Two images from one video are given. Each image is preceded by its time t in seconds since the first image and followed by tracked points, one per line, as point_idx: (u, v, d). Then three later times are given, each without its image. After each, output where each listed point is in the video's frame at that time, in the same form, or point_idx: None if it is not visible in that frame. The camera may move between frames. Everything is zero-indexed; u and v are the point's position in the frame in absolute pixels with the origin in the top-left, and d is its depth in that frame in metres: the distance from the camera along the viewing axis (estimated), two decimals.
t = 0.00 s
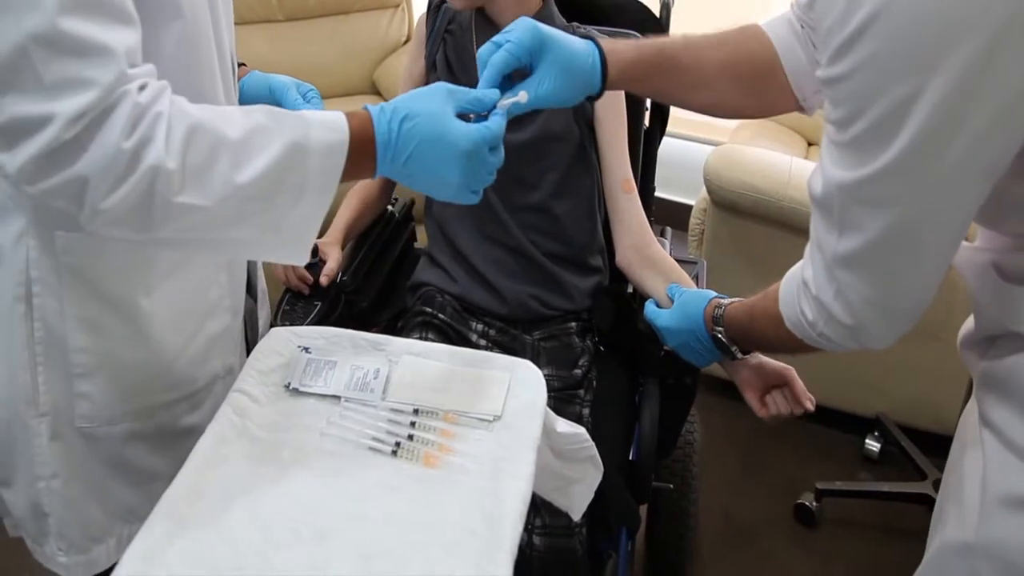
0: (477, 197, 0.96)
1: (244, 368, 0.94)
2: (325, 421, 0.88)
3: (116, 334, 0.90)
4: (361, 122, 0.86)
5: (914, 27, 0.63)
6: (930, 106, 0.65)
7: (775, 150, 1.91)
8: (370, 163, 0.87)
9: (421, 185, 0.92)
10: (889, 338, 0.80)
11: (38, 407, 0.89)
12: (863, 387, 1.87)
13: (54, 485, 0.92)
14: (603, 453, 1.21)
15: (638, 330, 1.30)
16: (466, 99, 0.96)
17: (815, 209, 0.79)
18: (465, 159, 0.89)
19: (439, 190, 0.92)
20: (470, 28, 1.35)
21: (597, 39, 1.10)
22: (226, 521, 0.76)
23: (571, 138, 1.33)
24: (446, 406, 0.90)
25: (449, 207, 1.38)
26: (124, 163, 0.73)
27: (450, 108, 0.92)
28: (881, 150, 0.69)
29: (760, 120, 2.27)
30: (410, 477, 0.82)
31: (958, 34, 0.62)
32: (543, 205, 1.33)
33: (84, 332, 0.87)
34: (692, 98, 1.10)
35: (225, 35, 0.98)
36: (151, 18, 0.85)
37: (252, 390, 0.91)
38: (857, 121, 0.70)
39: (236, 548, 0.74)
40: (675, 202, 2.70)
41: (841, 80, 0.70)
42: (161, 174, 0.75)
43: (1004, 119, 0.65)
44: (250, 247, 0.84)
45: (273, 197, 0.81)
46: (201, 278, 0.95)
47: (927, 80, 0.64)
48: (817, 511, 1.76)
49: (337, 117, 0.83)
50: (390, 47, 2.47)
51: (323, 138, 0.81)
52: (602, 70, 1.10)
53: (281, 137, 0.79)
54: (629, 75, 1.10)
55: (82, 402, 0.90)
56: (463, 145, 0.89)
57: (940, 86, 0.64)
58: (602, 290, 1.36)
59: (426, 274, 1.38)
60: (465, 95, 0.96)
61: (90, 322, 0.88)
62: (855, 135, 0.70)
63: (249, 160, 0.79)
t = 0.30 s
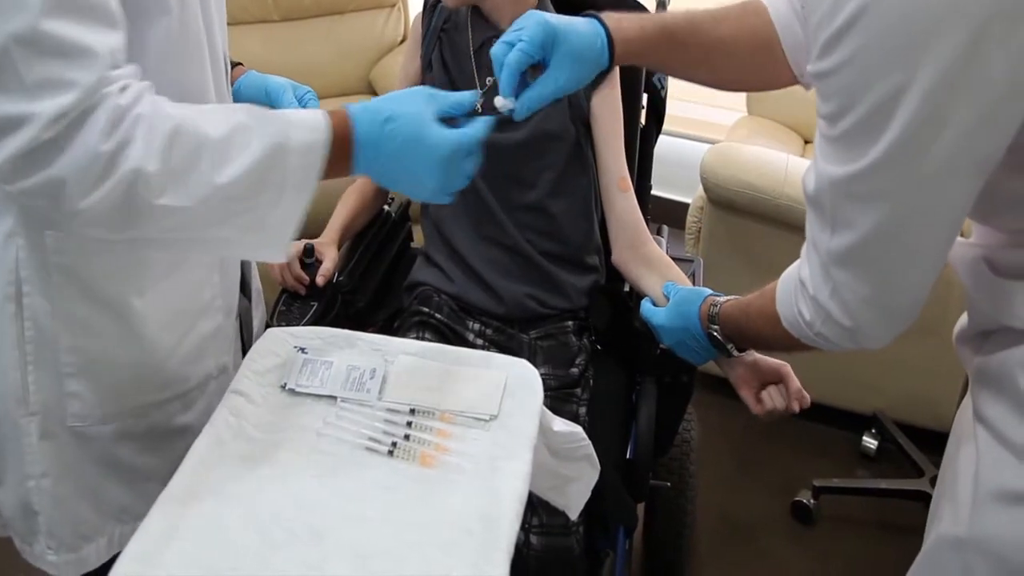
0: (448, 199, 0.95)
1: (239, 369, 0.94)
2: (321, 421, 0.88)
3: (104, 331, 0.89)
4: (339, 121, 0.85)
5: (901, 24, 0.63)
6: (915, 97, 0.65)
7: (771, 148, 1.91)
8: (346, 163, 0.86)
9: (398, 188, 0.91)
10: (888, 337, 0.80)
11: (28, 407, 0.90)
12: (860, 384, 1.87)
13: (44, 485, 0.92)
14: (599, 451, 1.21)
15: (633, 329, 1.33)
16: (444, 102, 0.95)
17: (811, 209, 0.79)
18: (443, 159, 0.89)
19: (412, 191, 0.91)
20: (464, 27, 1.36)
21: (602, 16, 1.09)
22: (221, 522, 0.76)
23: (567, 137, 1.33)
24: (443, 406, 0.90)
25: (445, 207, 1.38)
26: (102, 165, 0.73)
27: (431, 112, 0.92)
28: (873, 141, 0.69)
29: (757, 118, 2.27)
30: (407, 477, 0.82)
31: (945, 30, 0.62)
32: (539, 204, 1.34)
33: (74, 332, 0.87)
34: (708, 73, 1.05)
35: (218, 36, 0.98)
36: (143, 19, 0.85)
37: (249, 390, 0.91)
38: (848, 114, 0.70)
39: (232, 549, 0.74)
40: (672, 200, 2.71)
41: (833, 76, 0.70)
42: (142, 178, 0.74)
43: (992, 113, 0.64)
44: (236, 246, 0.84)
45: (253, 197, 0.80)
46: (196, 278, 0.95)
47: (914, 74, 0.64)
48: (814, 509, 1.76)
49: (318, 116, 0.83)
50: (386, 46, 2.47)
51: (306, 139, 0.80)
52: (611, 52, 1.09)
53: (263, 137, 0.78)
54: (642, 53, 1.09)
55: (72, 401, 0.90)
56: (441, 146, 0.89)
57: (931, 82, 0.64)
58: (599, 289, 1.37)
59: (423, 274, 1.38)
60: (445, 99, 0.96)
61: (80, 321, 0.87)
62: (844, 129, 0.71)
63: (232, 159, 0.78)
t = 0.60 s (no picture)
0: (302, 210, 0.95)
1: (233, 369, 0.94)
2: (316, 420, 0.88)
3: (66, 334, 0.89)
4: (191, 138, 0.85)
5: (874, 26, 0.63)
6: (886, 104, 0.65)
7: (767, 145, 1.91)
8: (213, 171, 0.85)
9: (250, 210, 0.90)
10: (891, 333, 0.80)
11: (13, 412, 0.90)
12: (855, 380, 1.87)
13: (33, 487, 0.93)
14: (595, 448, 1.21)
15: (631, 326, 1.33)
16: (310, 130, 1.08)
17: (805, 210, 0.78)
18: (297, 146, 0.91)
19: (275, 201, 0.90)
20: (460, 24, 1.35)
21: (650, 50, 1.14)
22: (210, 520, 0.76)
23: (562, 132, 1.31)
24: (438, 404, 0.89)
25: (441, 204, 1.38)
26: None
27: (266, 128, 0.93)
28: (853, 137, 0.69)
29: (753, 115, 2.27)
30: (401, 476, 0.82)
31: (918, 33, 0.62)
32: (536, 200, 1.33)
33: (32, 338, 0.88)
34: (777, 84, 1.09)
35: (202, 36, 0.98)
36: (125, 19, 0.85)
37: (243, 390, 0.91)
38: (829, 113, 0.70)
39: (222, 548, 0.74)
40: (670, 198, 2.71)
41: (812, 75, 0.70)
42: None
43: (974, 113, 0.65)
44: (90, 266, 0.83)
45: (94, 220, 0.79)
46: (168, 281, 0.94)
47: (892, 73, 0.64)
48: (810, 505, 1.76)
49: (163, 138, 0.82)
50: (382, 43, 2.47)
51: (150, 167, 0.79)
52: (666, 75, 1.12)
53: (109, 163, 0.77)
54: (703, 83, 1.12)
55: (34, 405, 0.92)
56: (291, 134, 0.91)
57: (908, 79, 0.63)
58: (596, 286, 1.38)
59: (418, 271, 1.38)
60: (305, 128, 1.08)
61: (38, 326, 0.88)
62: (827, 127, 0.71)
63: (67, 185, 0.75)
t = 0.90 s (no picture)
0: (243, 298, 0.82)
1: (229, 364, 0.94)
2: (311, 415, 0.88)
3: (24, 361, 0.84)
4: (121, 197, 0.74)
5: (848, 19, 0.63)
6: (861, 99, 0.65)
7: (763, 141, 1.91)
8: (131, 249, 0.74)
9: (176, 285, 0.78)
10: (889, 328, 0.80)
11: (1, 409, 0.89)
12: (850, 376, 1.88)
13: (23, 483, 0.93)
14: (591, 444, 1.21)
15: (628, 324, 1.32)
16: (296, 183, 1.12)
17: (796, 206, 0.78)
18: (237, 241, 0.78)
19: (205, 283, 0.79)
20: (456, 18, 1.35)
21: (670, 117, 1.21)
22: (199, 515, 0.76)
23: (561, 126, 1.31)
24: (434, 400, 0.89)
25: (436, 199, 1.38)
26: None
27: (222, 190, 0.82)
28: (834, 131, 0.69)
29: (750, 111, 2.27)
30: (395, 472, 0.81)
31: (890, 26, 0.62)
32: (532, 195, 1.33)
33: None
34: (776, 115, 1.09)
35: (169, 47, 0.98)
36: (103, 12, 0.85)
37: (238, 385, 0.91)
38: (810, 105, 0.69)
39: (212, 543, 0.74)
40: (668, 194, 2.70)
41: (793, 70, 0.70)
42: None
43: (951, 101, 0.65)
44: None
45: None
46: (144, 288, 0.92)
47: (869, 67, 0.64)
48: (805, 501, 1.76)
49: (80, 197, 0.69)
50: (378, 38, 2.44)
51: (53, 223, 0.67)
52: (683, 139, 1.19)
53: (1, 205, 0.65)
54: (714, 140, 1.18)
55: None
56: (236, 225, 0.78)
57: (886, 71, 0.63)
58: (592, 281, 1.37)
59: (414, 267, 1.38)
60: (288, 180, 1.12)
61: None
62: (808, 121, 0.70)
63: None
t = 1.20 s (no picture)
0: None
1: (230, 364, 0.94)
2: (311, 416, 0.88)
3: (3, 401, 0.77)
4: (176, 401, 0.68)
5: (841, 20, 0.63)
6: (848, 100, 0.65)
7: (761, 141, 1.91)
8: (153, 458, 0.67)
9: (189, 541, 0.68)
10: (891, 328, 0.80)
11: None
12: (848, 376, 1.88)
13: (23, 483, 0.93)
14: (591, 444, 1.21)
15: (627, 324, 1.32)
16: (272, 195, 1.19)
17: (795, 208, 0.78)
18: (239, 505, 0.65)
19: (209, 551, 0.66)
20: (456, 20, 1.35)
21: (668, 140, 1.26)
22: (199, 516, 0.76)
23: (561, 127, 1.31)
24: (434, 400, 0.89)
25: (435, 200, 1.38)
26: None
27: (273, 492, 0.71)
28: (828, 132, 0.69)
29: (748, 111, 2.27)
30: (396, 472, 0.81)
31: (874, 28, 0.62)
32: (531, 195, 1.33)
33: None
34: (773, 131, 1.16)
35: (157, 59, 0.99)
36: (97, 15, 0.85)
37: (238, 385, 0.90)
38: (804, 106, 0.70)
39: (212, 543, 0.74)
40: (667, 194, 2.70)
41: (787, 71, 0.70)
42: None
43: (940, 102, 0.65)
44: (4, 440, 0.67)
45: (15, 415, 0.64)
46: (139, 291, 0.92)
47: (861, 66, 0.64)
48: (804, 501, 1.76)
49: (136, 385, 0.66)
50: (378, 38, 2.45)
51: (105, 393, 0.64)
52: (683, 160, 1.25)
53: (55, 364, 0.63)
54: (713, 157, 1.24)
55: None
56: (255, 487, 0.66)
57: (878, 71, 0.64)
58: (592, 282, 1.37)
59: (414, 267, 1.38)
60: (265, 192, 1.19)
61: None
62: (804, 121, 0.71)
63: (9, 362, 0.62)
